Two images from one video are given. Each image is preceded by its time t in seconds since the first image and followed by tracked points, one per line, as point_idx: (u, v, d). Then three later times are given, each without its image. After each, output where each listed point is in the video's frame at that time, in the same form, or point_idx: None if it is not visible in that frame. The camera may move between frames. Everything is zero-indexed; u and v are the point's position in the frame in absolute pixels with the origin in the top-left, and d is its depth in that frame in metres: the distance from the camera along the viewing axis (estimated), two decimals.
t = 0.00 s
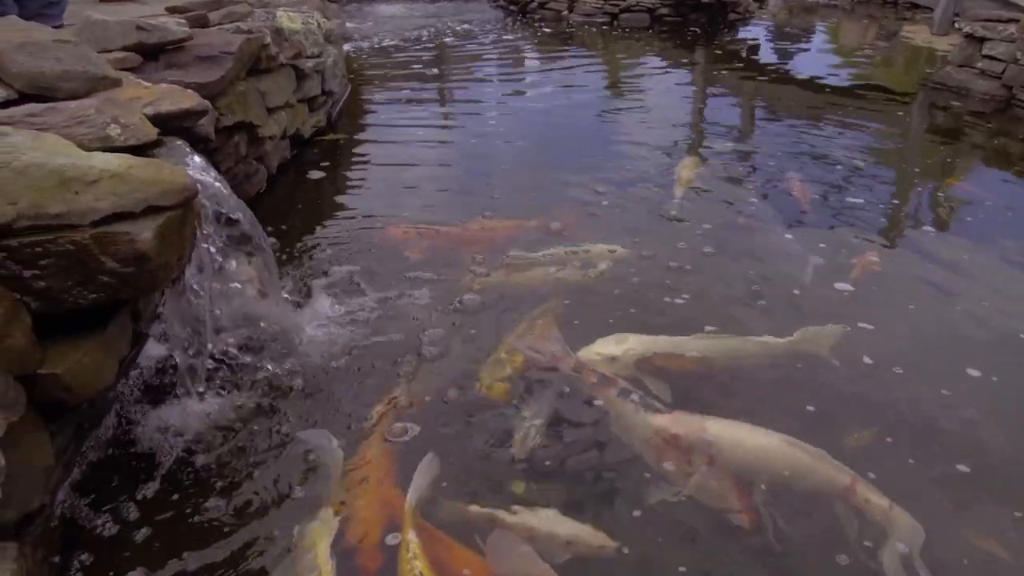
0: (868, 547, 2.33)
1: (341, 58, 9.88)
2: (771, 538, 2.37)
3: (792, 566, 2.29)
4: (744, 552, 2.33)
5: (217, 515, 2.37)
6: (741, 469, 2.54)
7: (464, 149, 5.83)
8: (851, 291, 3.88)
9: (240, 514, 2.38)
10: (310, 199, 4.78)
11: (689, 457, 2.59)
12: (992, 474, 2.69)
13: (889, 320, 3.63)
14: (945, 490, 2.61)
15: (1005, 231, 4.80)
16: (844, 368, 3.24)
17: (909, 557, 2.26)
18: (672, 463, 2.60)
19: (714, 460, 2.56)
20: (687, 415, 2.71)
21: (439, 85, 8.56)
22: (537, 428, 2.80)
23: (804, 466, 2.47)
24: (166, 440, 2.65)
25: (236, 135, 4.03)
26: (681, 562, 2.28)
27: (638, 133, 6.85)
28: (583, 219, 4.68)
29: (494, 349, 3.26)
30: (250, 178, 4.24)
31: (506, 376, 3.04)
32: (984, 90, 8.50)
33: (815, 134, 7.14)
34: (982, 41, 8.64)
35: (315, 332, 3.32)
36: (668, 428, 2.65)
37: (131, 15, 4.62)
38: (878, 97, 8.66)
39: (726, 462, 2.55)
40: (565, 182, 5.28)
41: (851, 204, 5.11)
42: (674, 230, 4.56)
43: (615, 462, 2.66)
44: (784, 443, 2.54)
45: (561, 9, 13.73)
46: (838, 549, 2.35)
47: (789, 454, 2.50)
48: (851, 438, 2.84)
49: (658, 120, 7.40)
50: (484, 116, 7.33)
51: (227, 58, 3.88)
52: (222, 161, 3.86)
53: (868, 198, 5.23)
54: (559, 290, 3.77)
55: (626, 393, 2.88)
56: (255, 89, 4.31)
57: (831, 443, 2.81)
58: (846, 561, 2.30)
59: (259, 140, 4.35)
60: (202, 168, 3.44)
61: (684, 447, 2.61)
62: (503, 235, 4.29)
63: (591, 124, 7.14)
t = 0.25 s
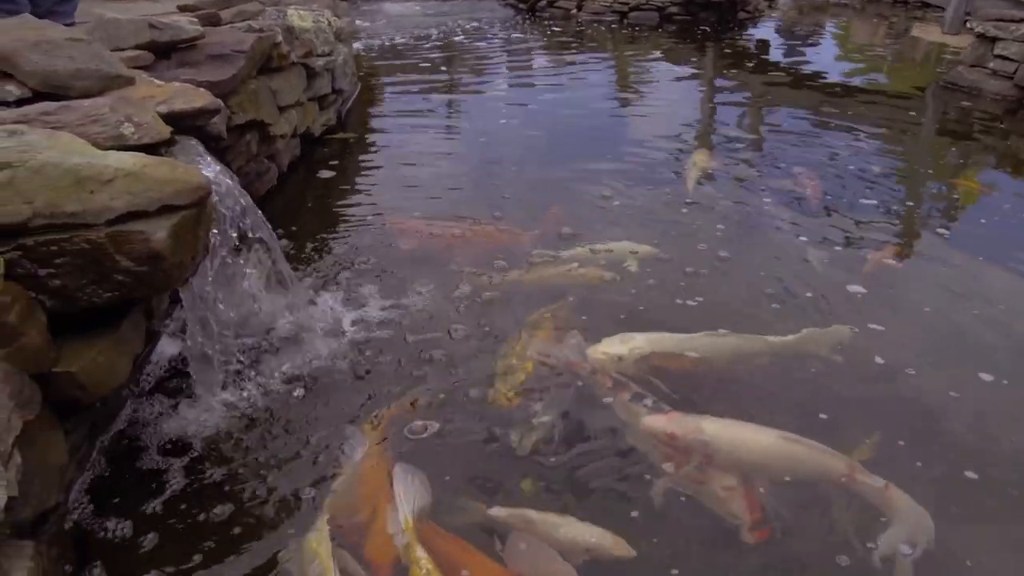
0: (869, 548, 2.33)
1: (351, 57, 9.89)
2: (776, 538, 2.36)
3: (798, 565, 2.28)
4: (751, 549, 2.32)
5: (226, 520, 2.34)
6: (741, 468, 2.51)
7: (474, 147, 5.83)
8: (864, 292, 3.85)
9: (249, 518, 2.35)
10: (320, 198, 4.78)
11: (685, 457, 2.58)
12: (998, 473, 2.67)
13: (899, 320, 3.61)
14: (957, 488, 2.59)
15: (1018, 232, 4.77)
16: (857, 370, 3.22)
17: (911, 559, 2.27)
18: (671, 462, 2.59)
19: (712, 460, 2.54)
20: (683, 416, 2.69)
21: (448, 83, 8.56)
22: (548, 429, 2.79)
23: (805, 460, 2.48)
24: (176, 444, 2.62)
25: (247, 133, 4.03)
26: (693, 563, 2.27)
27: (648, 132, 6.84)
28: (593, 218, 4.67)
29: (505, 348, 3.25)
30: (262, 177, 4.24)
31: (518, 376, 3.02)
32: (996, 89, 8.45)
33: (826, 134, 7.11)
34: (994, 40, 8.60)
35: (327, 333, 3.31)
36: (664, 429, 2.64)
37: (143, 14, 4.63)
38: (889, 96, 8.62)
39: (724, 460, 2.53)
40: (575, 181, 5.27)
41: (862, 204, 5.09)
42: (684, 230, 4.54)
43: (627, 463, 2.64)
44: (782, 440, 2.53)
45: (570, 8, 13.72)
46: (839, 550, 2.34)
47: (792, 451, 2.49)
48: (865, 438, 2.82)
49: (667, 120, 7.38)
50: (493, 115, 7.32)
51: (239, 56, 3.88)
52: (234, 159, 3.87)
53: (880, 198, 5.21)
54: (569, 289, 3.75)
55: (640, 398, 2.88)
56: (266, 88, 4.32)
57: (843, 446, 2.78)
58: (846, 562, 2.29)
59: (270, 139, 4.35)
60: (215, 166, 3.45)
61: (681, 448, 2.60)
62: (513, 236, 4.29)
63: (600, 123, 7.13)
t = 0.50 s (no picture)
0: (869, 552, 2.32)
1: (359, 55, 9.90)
2: (775, 537, 2.36)
3: (799, 564, 2.28)
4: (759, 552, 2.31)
5: (233, 525, 2.33)
6: (735, 468, 2.53)
7: (482, 147, 5.82)
8: (875, 294, 3.83)
9: (255, 523, 2.34)
10: (328, 197, 4.78)
11: (682, 459, 2.60)
12: (1002, 477, 2.65)
13: (907, 322, 3.60)
14: (960, 490, 2.59)
15: None
16: (868, 372, 3.20)
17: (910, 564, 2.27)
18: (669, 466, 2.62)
19: (706, 459, 2.56)
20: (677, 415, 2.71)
21: (456, 82, 8.56)
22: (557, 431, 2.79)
23: (802, 455, 2.51)
24: (184, 446, 2.63)
25: (257, 133, 4.04)
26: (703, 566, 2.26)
27: (656, 132, 6.82)
28: (600, 218, 4.66)
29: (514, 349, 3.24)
30: (271, 176, 4.25)
31: (526, 377, 3.01)
32: (1006, 90, 8.41)
33: (834, 134, 7.08)
34: (1005, 41, 8.56)
35: (338, 332, 3.32)
36: (656, 430, 2.66)
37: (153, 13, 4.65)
38: (899, 96, 8.58)
39: (716, 461, 2.54)
40: (582, 180, 5.26)
41: (871, 204, 5.07)
42: (693, 230, 4.53)
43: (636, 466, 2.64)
44: (777, 436, 2.55)
45: (578, 7, 13.71)
46: (836, 553, 2.33)
47: (789, 445, 2.53)
48: (876, 440, 2.81)
49: (675, 119, 7.36)
50: (501, 114, 7.32)
51: (249, 56, 3.89)
52: (243, 159, 3.88)
53: (889, 199, 5.19)
54: (577, 289, 3.75)
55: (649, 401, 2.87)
56: (276, 87, 4.33)
57: (850, 448, 2.77)
58: (844, 565, 2.28)
59: (280, 138, 4.36)
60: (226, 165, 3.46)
61: (676, 448, 2.63)
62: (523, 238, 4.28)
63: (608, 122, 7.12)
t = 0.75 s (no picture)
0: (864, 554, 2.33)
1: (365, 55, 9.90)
2: (778, 541, 2.36)
3: (796, 566, 2.28)
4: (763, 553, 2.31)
5: (235, 527, 2.33)
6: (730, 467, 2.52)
7: (488, 146, 5.82)
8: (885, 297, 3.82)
9: (255, 529, 2.32)
10: (334, 197, 4.79)
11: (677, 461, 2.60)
12: (1002, 480, 2.64)
13: (912, 324, 3.58)
14: (960, 492, 2.58)
15: None
16: (874, 374, 3.19)
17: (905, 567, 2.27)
18: (665, 468, 2.62)
19: (700, 459, 2.56)
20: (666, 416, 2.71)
21: (462, 82, 8.55)
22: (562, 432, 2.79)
23: (793, 453, 2.53)
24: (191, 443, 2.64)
25: (264, 132, 4.05)
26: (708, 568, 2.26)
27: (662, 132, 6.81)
28: (606, 218, 4.65)
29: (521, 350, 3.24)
30: (277, 176, 4.26)
31: (532, 379, 3.00)
32: (1014, 91, 8.39)
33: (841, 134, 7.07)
34: (1013, 41, 8.53)
35: (344, 332, 3.32)
36: (647, 433, 2.66)
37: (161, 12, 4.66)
38: (905, 97, 8.56)
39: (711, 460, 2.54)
40: (588, 180, 5.26)
41: (878, 205, 5.05)
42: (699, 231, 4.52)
43: (641, 467, 2.64)
44: (766, 430, 2.56)
45: (584, 7, 13.69)
46: (828, 556, 2.32)
47: (784, 445, 2.53)
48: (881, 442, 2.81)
49: (681, 119, 7.35)
50: (506, 113, 7.32)
51: (256, 55, 3.90)
52: (250, 159, 3.89)
53: (896, 200, 5.17)
54: (582, 289, 3.74)
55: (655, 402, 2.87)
56: (282, 87, 4.33)
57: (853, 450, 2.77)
58: (837, 568, 2.28)
59: (286, 138, 4.37)
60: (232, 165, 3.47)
61: (668, 450, 2.62)
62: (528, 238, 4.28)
63: (614, 122, 7.11)
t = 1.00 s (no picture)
0: (858, 556, 2.31)
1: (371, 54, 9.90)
2: (781, 541, 2.34)
3: (800, 567, 2.27)
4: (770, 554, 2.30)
5: (237, 529, 2.32)
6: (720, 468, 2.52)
7: (494, 146, 5.81)
8: (894, 298, 3.80)
9: (257, 533, 2.31)
10: (340, 196, 4.79)
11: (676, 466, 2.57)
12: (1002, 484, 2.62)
13: (919, 326, 3.56)
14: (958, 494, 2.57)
15: None
16: (880, 376, 3.18)
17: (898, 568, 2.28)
18: (659, 470, 2.61)
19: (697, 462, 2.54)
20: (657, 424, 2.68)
21: (467, 81, 8.55)
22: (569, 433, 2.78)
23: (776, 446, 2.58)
24: (194, 445, 2.63)
25: (270, 132, 4.05)
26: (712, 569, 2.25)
27: (668, 132, 6.80)
28: (611, 218, 4.64)
29: (527, 350, 3.23)
30: (283, 175, 4.26)
31: (539, 379, 2.99)
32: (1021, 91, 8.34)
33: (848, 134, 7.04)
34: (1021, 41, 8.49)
35: (348, 332, 3.32)
36: (638, 444, 2.63)
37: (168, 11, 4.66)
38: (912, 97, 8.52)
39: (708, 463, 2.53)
40: (594, 180, 5.24)
41: (886, 206, 5.03)
42: (705, 231, 4.51)
43: (646, 467, 2.62)
44: (756, 428, 2.59)
45: (590, 6, 13.67)
46: (824, 558, 2.30)
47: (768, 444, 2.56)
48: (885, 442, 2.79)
49: (687, 119, 7.33)
50: (512, 113, 7.31)
51: (263, 55, 3.90)
52: (255, 158, 3.89)
53: (903, 200, 5.15)
54: (587, 289, 3.73)
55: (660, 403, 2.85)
56: (288, 86, 4.34)
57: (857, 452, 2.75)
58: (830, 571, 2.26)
59: (292, 137, 4.37)
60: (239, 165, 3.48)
61: (667, 457, 2.59)
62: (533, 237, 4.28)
63: (619, 122, 7.10)
